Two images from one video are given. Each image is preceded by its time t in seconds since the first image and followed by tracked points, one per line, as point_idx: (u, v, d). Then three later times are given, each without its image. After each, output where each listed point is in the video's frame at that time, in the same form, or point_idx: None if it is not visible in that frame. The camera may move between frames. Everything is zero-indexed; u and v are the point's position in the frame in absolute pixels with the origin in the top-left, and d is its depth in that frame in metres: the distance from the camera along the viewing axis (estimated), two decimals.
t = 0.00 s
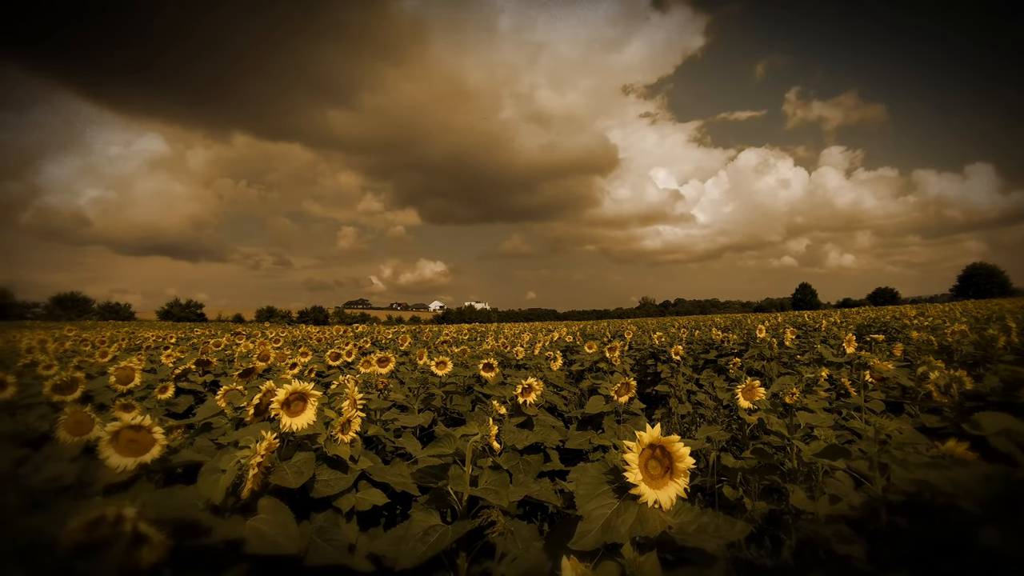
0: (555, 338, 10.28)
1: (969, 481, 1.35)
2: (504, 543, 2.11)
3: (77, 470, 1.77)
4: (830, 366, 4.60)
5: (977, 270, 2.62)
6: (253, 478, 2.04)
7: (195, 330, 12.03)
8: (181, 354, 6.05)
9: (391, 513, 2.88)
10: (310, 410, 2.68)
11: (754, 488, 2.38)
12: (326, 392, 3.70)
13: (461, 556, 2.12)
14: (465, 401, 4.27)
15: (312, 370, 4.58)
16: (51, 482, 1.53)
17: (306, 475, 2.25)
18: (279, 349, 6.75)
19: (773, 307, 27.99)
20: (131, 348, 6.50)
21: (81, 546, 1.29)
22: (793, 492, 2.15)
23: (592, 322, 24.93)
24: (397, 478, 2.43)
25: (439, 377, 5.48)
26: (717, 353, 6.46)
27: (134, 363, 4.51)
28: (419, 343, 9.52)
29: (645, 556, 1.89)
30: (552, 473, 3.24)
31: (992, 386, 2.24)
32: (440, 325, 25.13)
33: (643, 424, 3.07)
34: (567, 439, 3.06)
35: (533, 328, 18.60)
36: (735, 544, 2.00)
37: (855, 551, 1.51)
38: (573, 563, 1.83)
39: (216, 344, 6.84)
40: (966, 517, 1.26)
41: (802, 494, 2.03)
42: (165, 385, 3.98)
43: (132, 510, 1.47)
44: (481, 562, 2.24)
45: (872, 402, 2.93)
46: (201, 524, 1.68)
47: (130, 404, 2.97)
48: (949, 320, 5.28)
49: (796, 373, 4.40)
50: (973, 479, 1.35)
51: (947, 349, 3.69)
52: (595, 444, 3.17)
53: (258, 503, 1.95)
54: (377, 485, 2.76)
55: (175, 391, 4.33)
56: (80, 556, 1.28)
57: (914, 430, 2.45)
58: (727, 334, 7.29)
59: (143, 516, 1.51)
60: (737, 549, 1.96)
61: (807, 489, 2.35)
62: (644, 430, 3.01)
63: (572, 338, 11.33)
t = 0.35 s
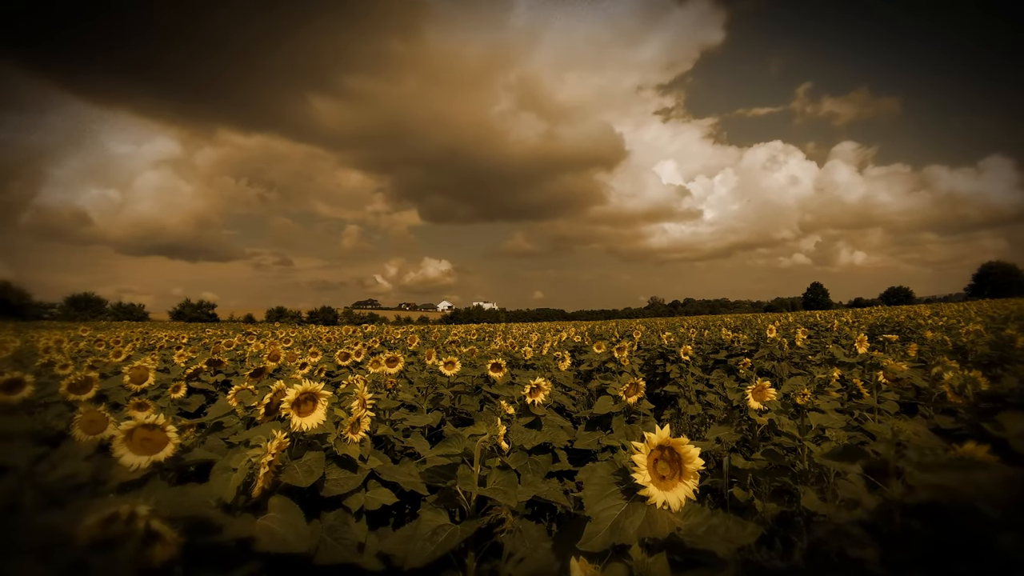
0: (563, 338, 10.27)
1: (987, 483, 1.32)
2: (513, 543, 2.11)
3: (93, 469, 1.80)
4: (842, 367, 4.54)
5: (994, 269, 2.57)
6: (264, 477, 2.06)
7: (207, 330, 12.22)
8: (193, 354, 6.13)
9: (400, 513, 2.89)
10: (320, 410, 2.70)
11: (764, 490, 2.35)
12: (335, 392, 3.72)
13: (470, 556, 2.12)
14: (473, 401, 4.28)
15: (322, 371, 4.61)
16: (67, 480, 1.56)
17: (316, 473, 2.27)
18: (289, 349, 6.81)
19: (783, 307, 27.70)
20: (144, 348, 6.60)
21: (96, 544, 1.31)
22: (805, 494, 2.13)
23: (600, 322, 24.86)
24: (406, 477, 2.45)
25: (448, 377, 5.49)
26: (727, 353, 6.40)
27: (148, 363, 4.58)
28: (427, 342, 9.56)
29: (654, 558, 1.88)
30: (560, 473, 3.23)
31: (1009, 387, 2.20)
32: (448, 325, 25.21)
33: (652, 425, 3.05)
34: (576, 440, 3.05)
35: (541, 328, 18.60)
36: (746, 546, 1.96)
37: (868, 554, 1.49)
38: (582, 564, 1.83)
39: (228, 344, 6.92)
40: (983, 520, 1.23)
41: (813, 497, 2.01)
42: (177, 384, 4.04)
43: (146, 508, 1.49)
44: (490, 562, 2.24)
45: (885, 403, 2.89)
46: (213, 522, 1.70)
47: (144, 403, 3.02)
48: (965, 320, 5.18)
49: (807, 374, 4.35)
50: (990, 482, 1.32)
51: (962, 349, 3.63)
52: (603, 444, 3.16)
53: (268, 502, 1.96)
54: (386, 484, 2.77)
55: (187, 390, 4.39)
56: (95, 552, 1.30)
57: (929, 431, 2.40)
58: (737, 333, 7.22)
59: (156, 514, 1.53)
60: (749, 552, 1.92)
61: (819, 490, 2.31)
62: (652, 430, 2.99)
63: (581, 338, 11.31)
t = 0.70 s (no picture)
0: (571, 338, 10.25)
1: (1004, 485, 1.30)
2: (522, 543, 2.11)
3: (107, 467, 1.83)
4: (854, 367, 4.48)
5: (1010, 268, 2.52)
6: (274, 476, 2.09)
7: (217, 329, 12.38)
8: (205, 354, 6.20)
9: (408, 512, 2.90)
10: (330, 409, 2.73)
11: (775, 491, 2.33)
12: (344, 392, 3.74)
13: (479, 556, 2.12)
14: (482, 401, 4.29)
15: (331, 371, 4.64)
16: (82, 478, 1.59)
17: (325, 473, 2.29)
18: (299, 349, 6.87)
19: (794, 306, 27.40)
20: (157, 348, 6.70)
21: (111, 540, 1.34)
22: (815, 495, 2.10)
23: (609, 322, 24.78)
24: (414, 477, 2.44)
25: (456, 377, 5.51)
26: (736, 353, 6.35)
27: (160, 363, 4.64)
28: (436, 342, 9.60)
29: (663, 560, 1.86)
30: (569, 474, 3.22)
31: None
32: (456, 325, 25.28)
33: (661, 425, 3.03)
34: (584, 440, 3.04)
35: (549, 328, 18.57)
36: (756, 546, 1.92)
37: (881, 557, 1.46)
38: (591, 565, 1.82)
39: (239, 343, 7.00)
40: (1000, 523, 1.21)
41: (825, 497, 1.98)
42: (189, 384, 4.08)
43: (159, 505, 1.52)
44: (499, 562, 2.24)
45: (898, 404, 2.84)
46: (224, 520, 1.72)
47: (157, 403, 3.06)
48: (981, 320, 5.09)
49: (819, 375, 4.30)
50: (1007, 484, 1.30)
51: (979, 349, 3.56)
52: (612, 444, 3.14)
53: (279, 501, 1.98)
54: (395, 484, 2.78)
55: (199, 389, 4.44)
56: (110, 548, 1.32)
57: (944, 432, 2.36)
58: (747, 333, 7.14)
59: (169, 512, 1.55)
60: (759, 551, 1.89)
61: (831, 492, 2.28)
62: (661, 430, 2.98)
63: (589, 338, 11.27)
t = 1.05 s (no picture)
0: (580, 338, 10.21)
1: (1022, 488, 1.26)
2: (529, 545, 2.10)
3: (119, 466, 1.86)
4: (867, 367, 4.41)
5: None
6: (283, 476, 2.10)
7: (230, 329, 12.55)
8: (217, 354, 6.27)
9: (417, 513, 2.90)
10: (335, 410, 2.75)
11: (787, 493, 2.30)
12: (353, 392, 3.77)
13: (486, 557, 2.12)
14: (490, 401, 4.29)
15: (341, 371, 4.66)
16: (94, 477, 1.61)
17: (333, 473, 2.30)
18: (308, 349, 6.92)
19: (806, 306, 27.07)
20: (170, 348, 6.78)
21: (122, 539, 1.35)
22: (828, 498, 2.07)
23: (617, 322, 24.67)
24: (422, 477, 2.44)
25: (464, 377, 5.51)
26: (747, 354, 6.28)
27: (173, 363, 4.70)
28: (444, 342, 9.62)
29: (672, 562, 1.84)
30: (577, 474, 3.21)
31: None
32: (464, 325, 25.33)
33: (670, 426, 3.01)
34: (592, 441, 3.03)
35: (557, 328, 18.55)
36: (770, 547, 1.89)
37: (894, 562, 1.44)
38: (600, 567, 1.81)
39: (249, 343, 7.07)
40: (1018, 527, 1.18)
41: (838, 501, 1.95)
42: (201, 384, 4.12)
43: (170, 504, 1.53)
44: (507, 563, 2.23)
45: (913, 405, 2.79)
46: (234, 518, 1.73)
47: (169, 402, 3.09)
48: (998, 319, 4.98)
49: (830, 375, 4.24)
50: None
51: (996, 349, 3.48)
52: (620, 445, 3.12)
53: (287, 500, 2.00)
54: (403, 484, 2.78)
55: (211, 389, 4.49)
56: (121, 547, 1.34)
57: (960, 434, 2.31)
58: (758, 333, 7.07)
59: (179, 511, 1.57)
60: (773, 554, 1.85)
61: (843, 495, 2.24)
62: (670, 431, 2.95)
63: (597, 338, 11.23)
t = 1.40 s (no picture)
0: (588, 338, 10.18)
1: None
2: (539, 543, 2.10)
3: (135, 464, 1.89)
4: (880, 368, 4.34)
5: None
6: (295, 474, 2.13)
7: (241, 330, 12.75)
8: (228, 354, 6.34)
9: (427, 512, 2.92)
10: (348, 410, 2.77)
11: (798, 494, 2.27)
12: (363, 391, 3.79)
13: (496, 556, 2.13)
14: (499, 401, 4.29)
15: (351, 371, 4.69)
16: (111, 474, 1.64)
17: (344, 472, 2.31)
18: (318, 350, 6.97)
19: (817, 305, 26.75)
20: (183, 348, 6.87)
21: (139, 535, 1.38)
22: (841, 499, 2.04)
23: (626, 322, 24.54)
24: (431, 476, 2.44)
25: (473, 377, 5.53)
26: (757, 354, 6.21)
27: (186, 363, 4.76)
28: (453, 342, 9.65)
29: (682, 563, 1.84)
30: (586, 475, 3.20)
31: None
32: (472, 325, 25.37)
33: (680, 427, 2.99)
34: (602, 440, 3.02)
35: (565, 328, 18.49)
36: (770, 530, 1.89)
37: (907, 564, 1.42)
38: (609, 567, 1.82)
39: (260, 344, 7.14)
40: None
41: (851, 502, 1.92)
42: (213, 383, 4.17)
43: (185, 502, 1.57)
44: (516, 563, 2.24)
45: (928, 406, 2.74)
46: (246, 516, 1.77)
47: (183, 402, 3.13)
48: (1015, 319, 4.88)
49: (843, 376, 4.17)
50: None
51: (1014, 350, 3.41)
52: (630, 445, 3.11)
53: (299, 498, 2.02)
54: (413, 483, 2.80)
55: (223, 389, 4.54)
56: (138, 543, 1.36)
57: (977, 436, 2.26)
58: (768, 333, 7.00)
59: (194, 509, 1.60)
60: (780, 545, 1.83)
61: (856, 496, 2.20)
62: (680, 432, 2.94)
63: (606, 338, 11.19)
